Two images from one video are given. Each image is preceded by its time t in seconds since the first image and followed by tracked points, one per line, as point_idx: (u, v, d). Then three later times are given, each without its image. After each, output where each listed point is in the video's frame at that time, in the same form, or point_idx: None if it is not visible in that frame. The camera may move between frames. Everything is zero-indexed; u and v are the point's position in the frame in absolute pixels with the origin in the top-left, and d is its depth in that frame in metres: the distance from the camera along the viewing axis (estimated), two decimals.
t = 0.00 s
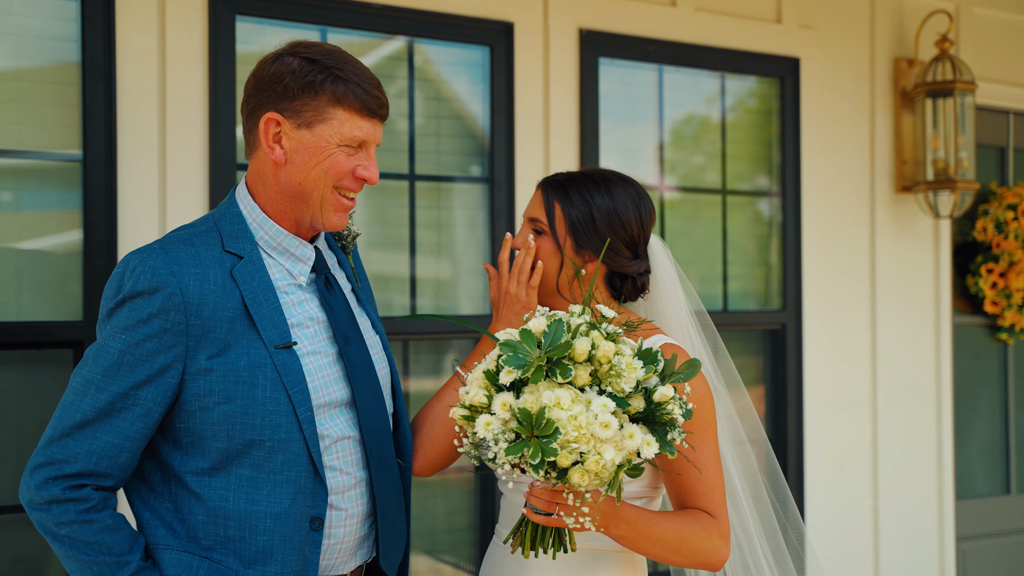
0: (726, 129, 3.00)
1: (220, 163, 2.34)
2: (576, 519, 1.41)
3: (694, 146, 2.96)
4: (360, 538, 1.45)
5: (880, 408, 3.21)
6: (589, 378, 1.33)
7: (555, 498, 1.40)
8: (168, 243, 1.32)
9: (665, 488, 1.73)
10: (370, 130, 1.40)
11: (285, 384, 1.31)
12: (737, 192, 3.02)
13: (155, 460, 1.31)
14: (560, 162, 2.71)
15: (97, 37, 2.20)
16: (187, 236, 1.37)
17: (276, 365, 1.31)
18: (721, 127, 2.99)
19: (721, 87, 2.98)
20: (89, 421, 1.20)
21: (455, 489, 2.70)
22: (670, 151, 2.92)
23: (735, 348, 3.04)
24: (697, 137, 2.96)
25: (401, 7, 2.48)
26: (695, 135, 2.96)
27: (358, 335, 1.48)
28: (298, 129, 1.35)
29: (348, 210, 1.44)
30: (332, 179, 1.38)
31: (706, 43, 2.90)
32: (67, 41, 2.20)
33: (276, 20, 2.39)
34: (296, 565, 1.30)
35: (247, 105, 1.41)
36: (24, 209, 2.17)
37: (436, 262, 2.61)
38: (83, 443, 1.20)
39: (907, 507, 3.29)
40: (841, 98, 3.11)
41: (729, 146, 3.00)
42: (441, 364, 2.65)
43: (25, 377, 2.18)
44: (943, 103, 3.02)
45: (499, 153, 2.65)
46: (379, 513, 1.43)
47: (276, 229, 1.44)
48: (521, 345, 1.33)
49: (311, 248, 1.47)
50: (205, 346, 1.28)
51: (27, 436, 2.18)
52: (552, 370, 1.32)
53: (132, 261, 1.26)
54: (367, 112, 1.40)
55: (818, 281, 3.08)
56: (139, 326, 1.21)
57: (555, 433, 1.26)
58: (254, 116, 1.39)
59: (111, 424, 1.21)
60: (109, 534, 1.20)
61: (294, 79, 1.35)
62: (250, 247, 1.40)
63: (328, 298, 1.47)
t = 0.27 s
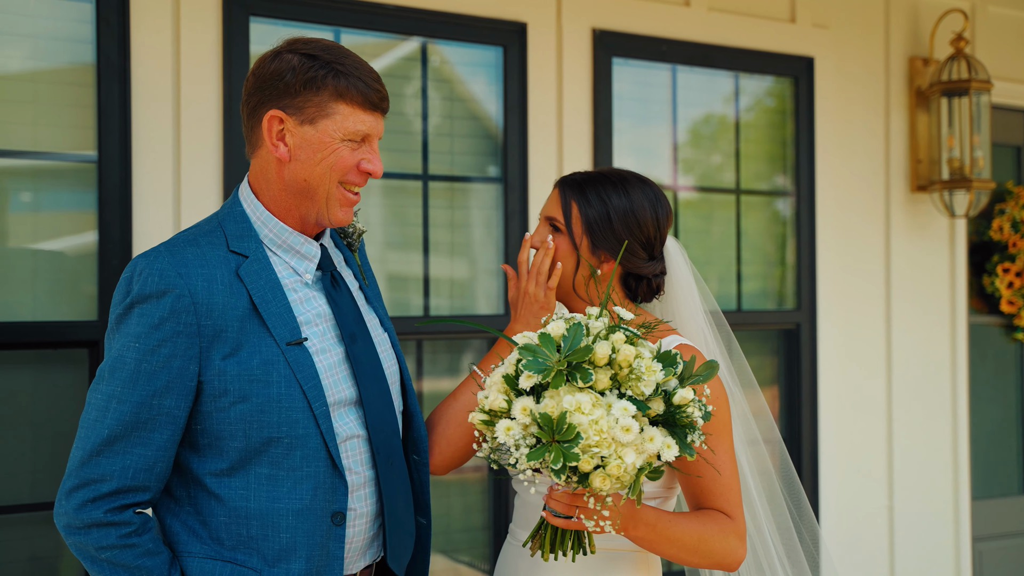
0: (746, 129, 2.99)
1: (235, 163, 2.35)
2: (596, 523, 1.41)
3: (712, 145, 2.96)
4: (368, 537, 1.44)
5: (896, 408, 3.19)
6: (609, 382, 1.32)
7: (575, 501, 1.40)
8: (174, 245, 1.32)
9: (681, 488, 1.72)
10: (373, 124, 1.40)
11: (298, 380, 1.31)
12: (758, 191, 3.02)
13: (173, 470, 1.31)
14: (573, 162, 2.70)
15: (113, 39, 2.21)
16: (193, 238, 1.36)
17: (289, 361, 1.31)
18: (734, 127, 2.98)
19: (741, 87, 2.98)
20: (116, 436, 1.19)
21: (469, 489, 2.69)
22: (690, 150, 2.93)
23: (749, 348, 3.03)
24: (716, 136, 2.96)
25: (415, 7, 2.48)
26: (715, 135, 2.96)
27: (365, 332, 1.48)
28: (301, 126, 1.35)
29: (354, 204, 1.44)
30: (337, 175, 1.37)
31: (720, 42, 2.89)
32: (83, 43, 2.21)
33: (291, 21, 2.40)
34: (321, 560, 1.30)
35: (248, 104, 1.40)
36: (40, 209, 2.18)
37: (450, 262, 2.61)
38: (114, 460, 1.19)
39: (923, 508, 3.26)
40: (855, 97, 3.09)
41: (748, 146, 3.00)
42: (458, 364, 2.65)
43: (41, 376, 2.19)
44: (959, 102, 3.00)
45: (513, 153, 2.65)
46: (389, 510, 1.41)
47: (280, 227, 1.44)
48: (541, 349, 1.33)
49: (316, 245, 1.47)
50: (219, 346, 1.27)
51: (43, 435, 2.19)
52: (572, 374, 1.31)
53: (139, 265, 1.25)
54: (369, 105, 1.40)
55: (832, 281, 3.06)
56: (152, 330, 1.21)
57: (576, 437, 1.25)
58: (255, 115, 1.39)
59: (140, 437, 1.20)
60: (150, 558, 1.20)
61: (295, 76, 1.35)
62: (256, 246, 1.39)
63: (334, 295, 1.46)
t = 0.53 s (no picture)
0: (762, 128, 2.99)
1: (248, 163, 2.35)
2: (606, 522, 1.39)
3: (731, 144, 2.95)
4: (374, 535, 1.42)
5: (911, 408, 3.17)
6: (621, 383, 1.31)
7: (585, 500, 1.39)
8: (184, 234, 1.31)
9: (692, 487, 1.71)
10: (381, 117, 1.40)
11: (308, 369, 1.31)
12: (774, 190, 3.00)
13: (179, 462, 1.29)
14: (586, 161, 2.70)
15: (128, 39, 2.22)
16: (201, 228, 1.36)
17: (298, 350, 1.31)
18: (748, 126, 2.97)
19: (758, 87, 2.97)
20: (128, 424, 1.17)
21: (481, 489, 2.69)
22: (709, 149, 2.92)
23: (763, 347, 3.02)
24: (736, 136, 2.96)
25: (428, 7, 2.48)
26: (735, 134, 2.96)
27: (371, 326, 1.47)
28: (311, 120, 1.35)
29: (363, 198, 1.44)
30: (346, 168, 1.37)
31: (733, 41, 2.88)
32: (99, 43, 2.22)
33: (305, 21, 2.40)
34: (330, 551, 1.30)
35: (257, 100, 1.40)
36: (54, 209, 2.19)
37: (463, 262, 2.62)
38: (128, 451, 1.17)
39: (938, 509, 3.24)
40: (870, 96, 3.07)
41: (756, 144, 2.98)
42: (475, 363, 2.65)
43: (55, 375, 2.20)
44: (975, 101, 2.98)
45: (526, 153, 2.64)
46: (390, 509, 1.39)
47: (289, 219, 1.43)
48: (552, 349, 1.32)
49: (325, 238, 1.46)
50: (229, 334, 1.27)
51: (57, 433, 2.20)
52: (584, 375, 1.30)
53: (149, 251, 1.25)
54: (378, 100, 1.40)
55: (847, 280, 3.05)
56: (164, 316, 1.20)
57: (587, 439, 1.25)
58: (264, 110, 1.39)
59: (153, 426, 1.18)
60: (164, 557, 1.18)
61: (304, 70, 1.35)
62: (264, 236, 1.39)
63: (342, 289, 1.45)
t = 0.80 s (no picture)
0: (770, 128, 2.98)
1: (251, 162, 2.35)
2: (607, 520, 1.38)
3: (740, 144, 2.94)
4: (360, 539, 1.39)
5: (916, 408, 3.16)
6: (622, 381, 1.30)
7: (586, 498, 1.37)
8: (191, 220, 1.31)
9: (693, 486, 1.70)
10: (387, 113, 1.40)
11: (309, 361, 1.30)
12: (784, 190, 3.00)
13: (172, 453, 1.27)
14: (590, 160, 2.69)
15: (131, 38, 2.21)
16: (206, 216, 1.35)
17: (300, 341, 1.30)
18: (752, 125, 2.96)
19: (766, 85, 2.96)
20: (126, 408, 1.15)
21: (484, 489, 2.68)
22: (717, 149, 2.92)
23: (767, 347, 3.01)
24: (743, 135, 2.95)
25: (431, 6, 2.47)
26: (743, 133, 2.95)
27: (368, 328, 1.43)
28: (317, 115, 1.35)
29: (367, 194, 1.44)
30: (351, 164, 1.37)
31: (738, 40, 2.86)
32: (101, 42, 2.22)
33: (308, 20, 2.40)
34: (322, 547, 1.28)
35: (261, 95, 1.40)
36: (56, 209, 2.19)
37: (465, 261, 2.61)
38: (126, 435, 1.15)
39: (944, 508, 3.22)
40: (875, 95, 3.06)
41: (768, 145, 2.98)
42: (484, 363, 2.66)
43: (58, 374, 2.19)
44: (980, 99, 2.97)
45: (529, 152, 2.63)
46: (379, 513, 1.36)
47: (293, 212, 1.42)
48: (554, 347, 1.31)
49: (327, 236, 1.45)
50: (232, 321, 1.26)
51: (60, 432, 2.19)
52: (585, 373, 1.29)
53: (155, 234, 1.25)
54: (383, 96, 1.41)
55: (852, 279, 3.03)
56: (168, 298, 1.20)
57: (588, 437, 1.24)
58: (270, 104, 1.38)
59: (152, 409, 1.17)
60: (156, 552, 1.16)
61: (311, 65, 1.35)
62: (268, 227, 1.38)
63: (342, 288, 1.43)
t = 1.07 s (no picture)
0: (773, 128, 2.97)
1: (249, 162, 2.34)
2: (604, 519, 1.37)
3: (743, 144, 2.94)
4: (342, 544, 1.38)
5: (916, 408, 3.15)
6: (617, 377, 1.31)
7: (583, 498, 1.37)
8: (190, 212, 1.30)
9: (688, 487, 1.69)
10: (386, 113, 1.40)
11: (303, 358, 1.30)
12: (787, 190, 2.99)
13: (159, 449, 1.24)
14: (589, 160, 2.68)
15: (128, 38, 2.21)
16: (204, 209, 1.34)
17: (294, 338, 1.30)
18: (752, 125, 2.95)
19: (769, 85, 2.96)
20: (123, 396, 1.13)
21: (482, 489, 2.68)
22: (720, 149, 2.91)
23: (766, 347, 3.00)
24: (746, 135, 2.94)
25: (429, 6, 2.47)
26: (746, 133, 2.94)
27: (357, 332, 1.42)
28: (316, 114, 1.34)
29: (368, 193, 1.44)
30: (352, 163, 1.37)
31: (737, 40, 2.86)
32: (99, 43, 2.22)
33: (305, 21, 2.39)
34: (308, 547, 1.27)
35: (259, 95, 1.38)
36: (53, 210, 2.19)
37: (464, 261, 2.60)
38: (122, 424, 1.13)
39: (944, 509, 3.21)
40: (874, 95, 3.05)
41: (766, 144, 2.96)
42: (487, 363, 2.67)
43: (56, 374, 2.19)
44: (980, 99, 2.96)
45: (528, 152, 2.63)
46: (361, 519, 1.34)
47: (290, 212, 1.41)
48: (547, 345, 1.31)
49: (322, 238, 1.44)
50: (228, 313, 1.25)
51: (57, 432, 2.19)
52: (580, 370, 1.29)
53: (153, 222, 1.24)
54: (382, 96, 1.41)
55: (851, 279, 3.02)
56: (167, 286, 1.19)
57: (584, 433, 1.23)
58: (268, 104, 1.37)
59: (148, 398, 1.15)
60: (143, 549, 1.14)
61: (309, 66, 1.34)
62: (265, 224, 1.38)
63: (333, 290, 1.42)
